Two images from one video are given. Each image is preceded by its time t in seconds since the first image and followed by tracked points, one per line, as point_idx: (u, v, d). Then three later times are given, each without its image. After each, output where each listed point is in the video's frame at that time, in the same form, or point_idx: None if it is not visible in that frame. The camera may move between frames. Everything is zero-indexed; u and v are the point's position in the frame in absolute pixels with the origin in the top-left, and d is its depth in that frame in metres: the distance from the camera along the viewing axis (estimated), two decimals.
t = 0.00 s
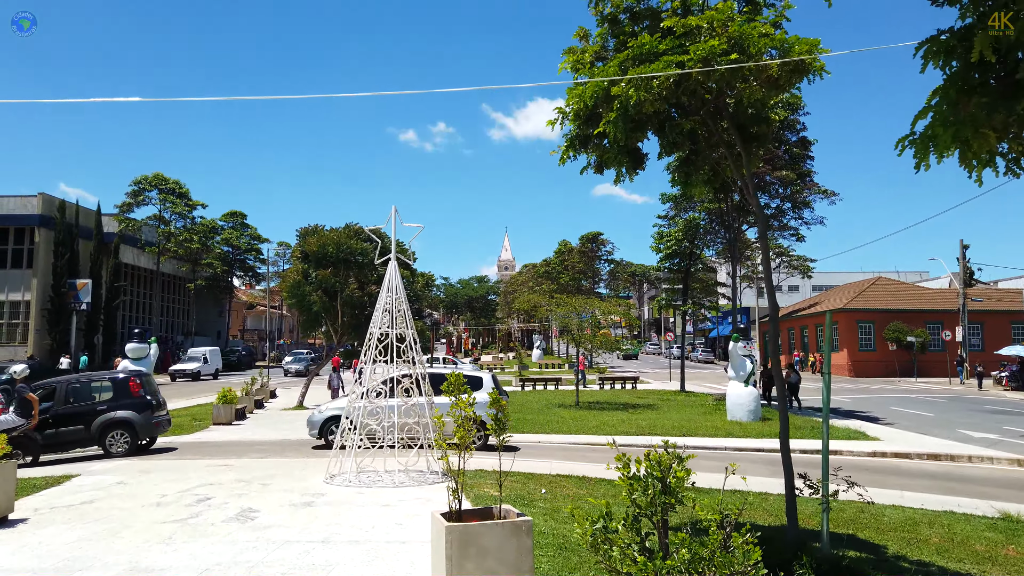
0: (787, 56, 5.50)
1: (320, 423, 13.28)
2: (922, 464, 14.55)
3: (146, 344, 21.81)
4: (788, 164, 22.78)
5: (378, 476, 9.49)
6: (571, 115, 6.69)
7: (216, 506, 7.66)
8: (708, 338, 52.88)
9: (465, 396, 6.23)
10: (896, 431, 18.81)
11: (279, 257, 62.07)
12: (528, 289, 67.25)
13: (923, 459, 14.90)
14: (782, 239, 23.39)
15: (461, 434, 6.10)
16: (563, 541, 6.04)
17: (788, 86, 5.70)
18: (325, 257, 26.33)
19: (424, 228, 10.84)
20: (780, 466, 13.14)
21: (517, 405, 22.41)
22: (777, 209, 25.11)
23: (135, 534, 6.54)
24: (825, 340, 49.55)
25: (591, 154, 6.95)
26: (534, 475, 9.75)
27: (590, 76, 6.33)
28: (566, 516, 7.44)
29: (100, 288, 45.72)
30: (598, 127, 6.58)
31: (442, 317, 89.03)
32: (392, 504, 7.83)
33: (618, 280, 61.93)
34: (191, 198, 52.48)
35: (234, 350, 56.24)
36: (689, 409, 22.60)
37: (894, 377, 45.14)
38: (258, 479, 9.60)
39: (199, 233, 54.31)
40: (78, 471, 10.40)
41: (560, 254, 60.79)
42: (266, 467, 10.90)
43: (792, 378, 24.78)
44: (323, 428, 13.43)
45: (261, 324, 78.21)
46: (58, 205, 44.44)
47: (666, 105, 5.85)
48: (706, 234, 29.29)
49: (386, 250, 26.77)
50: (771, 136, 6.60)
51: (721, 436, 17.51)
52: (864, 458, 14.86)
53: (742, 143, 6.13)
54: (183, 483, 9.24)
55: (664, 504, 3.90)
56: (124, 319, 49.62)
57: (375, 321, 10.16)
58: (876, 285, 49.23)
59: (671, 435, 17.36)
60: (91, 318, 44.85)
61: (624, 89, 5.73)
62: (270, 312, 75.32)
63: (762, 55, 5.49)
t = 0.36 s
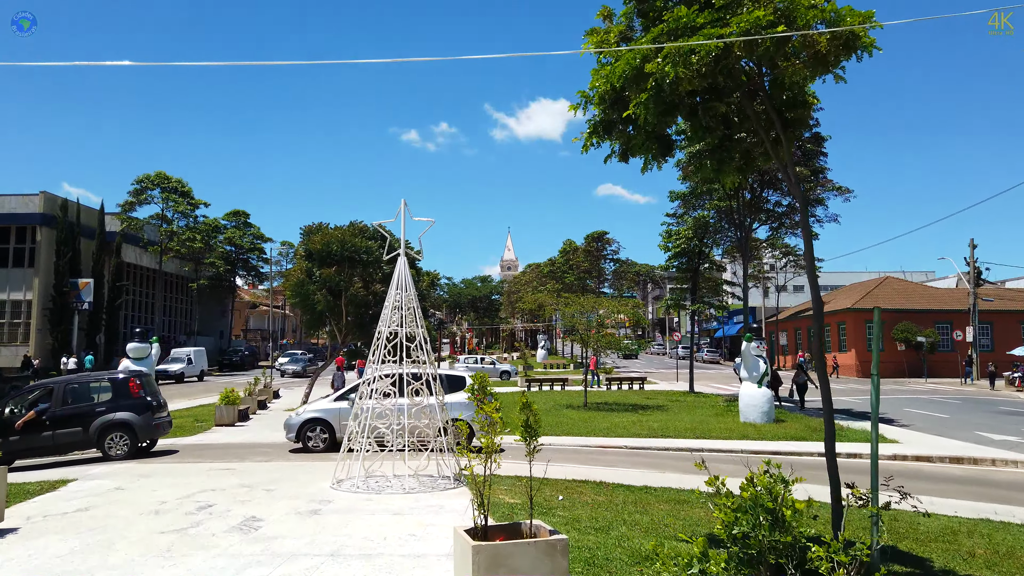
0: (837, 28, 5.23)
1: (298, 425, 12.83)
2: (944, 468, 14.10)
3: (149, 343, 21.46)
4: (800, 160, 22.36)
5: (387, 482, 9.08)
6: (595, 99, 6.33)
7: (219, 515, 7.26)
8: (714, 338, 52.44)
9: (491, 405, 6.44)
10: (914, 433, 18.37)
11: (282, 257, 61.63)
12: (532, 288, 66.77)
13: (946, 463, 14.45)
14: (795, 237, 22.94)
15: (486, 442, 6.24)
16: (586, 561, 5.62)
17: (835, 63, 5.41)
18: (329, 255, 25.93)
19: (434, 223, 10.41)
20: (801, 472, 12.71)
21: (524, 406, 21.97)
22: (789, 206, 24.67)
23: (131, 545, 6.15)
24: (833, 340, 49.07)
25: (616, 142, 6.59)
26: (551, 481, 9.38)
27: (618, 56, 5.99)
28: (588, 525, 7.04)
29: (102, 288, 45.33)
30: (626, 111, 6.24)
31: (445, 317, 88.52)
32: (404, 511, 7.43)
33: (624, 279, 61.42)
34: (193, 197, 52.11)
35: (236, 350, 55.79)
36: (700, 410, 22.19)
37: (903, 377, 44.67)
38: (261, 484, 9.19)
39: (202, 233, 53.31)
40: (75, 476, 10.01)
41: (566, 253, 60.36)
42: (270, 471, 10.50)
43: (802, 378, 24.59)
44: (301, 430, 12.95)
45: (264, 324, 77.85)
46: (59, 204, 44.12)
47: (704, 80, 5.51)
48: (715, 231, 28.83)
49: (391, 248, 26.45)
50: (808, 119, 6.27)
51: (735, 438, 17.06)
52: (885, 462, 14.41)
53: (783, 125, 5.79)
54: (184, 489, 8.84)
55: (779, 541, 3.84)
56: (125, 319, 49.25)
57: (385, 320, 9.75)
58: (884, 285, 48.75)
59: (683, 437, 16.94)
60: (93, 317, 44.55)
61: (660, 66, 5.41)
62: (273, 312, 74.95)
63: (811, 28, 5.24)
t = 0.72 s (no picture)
0: None
1: (292, 425, 12.43)
2: (968, 470, 13.63)
3: (151, 341, 21.07)
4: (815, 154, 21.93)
5: (394, 484, 8.65)
6: (619, 76, 5.89)
7: (218, 520, 6.84)
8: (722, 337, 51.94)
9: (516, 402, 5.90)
10: (933, 433, 17.89)
11: (286, 255, 61.29)
12: (537, 286, 66.31)
13: (970, 465, 13.97)
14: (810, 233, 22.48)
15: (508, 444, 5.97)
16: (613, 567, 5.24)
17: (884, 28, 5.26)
18: (334, 252, 25.54)
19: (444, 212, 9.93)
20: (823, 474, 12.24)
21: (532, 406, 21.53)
22: (802, 202, 24.20)
23: (123, 553, 5.73)
24: (841, 339, 48.55)
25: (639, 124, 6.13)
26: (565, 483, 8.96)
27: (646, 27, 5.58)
28: (609, 531, 6.62)
29: (105, 285, 45.02)
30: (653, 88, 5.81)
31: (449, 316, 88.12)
32: (413, 517, 6.99)
33: (630, 277, 60.92)
34: (198, 195, 51.79)
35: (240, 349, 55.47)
36: (712, 409, 21.76)
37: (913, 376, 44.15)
38: (263, 486, 8.78)
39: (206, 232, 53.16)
40: (70, 477, 9.60)
41: (572, 251, 59.91)
42: (272, 472, 10.09)
43: (813, 376, 24.43)
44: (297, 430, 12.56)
45: (268, 323, 77.54)
46: (63, 202, 43.86)
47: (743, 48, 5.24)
48: (726, 228, 28.38)
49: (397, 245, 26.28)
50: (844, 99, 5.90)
51: (750, 438, 16.60)
52: (907, 463, 13.95)
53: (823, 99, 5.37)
54: (183, 491, 8.43)
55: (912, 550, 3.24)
56: (129, 317, 48.95)
57: (392, 315, 9.28)
58: (894, 283, 48.19)
59: (697, 436, 16.49)
60: (97, 316, 44.29)
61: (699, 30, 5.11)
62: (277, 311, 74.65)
63: None
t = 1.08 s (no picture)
0: None
1: (354, 426, 12.22)
2: None
3: (217, 341, 21.36)
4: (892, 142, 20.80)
5: (457, 490, 8.27)
6: (698, 49, 5.37)
7: (274, 528, 6.57)
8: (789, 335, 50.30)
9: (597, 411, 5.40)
10: None
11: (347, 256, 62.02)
12: (595, 284, 65.58)
13: None
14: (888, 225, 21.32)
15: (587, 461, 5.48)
16: None
17: None
18: (393, 251, 25.51)
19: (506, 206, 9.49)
20: (913, 482, 11.38)
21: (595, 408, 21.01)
22: (879, 192, 22.98)
23: (175, 564, 5.48)
24: (917, 337, 46.40)
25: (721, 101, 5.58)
26: (636, 491, 8.44)
27: None
28: (689, 548, 6.11)
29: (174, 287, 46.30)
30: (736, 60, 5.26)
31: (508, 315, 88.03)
32: (474, 527, 6.59)
33: (692, 274, 59.61)
34: (261, 197, 52.84)
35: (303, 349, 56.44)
36: (783, 411, 20.86)
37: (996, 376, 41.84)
38: (322, 491, 8.52)
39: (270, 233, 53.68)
40: (133, 480, 9.55)
41: (631, 248, 59.02)
42: (332, 476, 9.86)
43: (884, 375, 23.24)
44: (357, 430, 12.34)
45: (331, 322, 78.86)
46: (134, 206, 45.30)
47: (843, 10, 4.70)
48: (795, 221, 27.25)
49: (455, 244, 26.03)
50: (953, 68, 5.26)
51: (827, 442, 15.73)
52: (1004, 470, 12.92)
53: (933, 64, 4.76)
54: (242, 496, 8.24)
55: None
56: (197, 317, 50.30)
57: (452, 312, 8.86)
58: (974, 278, 45.74)
59: (770, 440, 15.71)
60: (167, 316, 45.63)
61: None
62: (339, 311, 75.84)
63: None
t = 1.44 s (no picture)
0: None
1: (363, 424, 11.89)
2: None
3: (226, 338, 21.12)
4: (913, 133, 20.32)
5: (471, 491, 7.90)
6: (733, 15, 5.21)
7: (279, 532, 6.23)
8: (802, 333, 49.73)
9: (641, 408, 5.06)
10: None
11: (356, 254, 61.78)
12: (606, 281, 65.14)
13: None
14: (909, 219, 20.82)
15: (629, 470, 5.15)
16: None
17: None
18: (403, 247, 25.20)
19: (520, 195, 9.08)
20: (942, 482, 10.95)
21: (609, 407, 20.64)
22: (899, 186, 22.49)
23: (173, 570, 5.14)
24: (933, 334, 45.72)
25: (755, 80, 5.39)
26: (661, 492, 8.07)
27: None
28: (720, 555, 5.73)
29: (184, 285, 46.21)
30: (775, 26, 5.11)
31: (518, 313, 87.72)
32: (490, 531, 6.22)
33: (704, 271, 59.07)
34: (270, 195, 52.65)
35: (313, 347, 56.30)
36: (801, 408, 20.39)
37: (1014, 373, 41.17)
38: (330, 491, 8.18)
39: (279, 231, 53.35)
40: (136, 479, 9.25)
41: (642, 245, 58.62)
42: (340, 475, 9.51)
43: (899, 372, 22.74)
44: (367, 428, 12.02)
45: (341, 320, 78.79)
46: (143, 204, 45.21)
47: None
48: (812, 216, 26.76)
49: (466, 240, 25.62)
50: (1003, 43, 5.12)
51: (849, 440, 15.31)
52: None
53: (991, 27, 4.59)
54: (247, 496, 7.90)
55: None
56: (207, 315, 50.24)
57: (465, 305, 8.47)
58: (991, 274, 45.04)
59: (790, 438, 15.28)
60: (176, 314, 45.52)
61: None
62: (349, 309, 75.72)
63: None
